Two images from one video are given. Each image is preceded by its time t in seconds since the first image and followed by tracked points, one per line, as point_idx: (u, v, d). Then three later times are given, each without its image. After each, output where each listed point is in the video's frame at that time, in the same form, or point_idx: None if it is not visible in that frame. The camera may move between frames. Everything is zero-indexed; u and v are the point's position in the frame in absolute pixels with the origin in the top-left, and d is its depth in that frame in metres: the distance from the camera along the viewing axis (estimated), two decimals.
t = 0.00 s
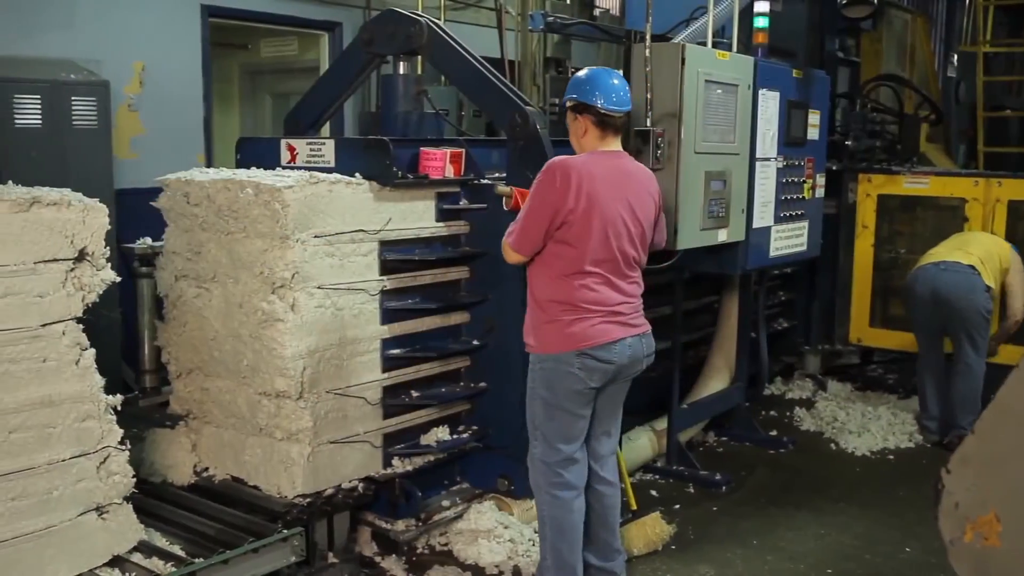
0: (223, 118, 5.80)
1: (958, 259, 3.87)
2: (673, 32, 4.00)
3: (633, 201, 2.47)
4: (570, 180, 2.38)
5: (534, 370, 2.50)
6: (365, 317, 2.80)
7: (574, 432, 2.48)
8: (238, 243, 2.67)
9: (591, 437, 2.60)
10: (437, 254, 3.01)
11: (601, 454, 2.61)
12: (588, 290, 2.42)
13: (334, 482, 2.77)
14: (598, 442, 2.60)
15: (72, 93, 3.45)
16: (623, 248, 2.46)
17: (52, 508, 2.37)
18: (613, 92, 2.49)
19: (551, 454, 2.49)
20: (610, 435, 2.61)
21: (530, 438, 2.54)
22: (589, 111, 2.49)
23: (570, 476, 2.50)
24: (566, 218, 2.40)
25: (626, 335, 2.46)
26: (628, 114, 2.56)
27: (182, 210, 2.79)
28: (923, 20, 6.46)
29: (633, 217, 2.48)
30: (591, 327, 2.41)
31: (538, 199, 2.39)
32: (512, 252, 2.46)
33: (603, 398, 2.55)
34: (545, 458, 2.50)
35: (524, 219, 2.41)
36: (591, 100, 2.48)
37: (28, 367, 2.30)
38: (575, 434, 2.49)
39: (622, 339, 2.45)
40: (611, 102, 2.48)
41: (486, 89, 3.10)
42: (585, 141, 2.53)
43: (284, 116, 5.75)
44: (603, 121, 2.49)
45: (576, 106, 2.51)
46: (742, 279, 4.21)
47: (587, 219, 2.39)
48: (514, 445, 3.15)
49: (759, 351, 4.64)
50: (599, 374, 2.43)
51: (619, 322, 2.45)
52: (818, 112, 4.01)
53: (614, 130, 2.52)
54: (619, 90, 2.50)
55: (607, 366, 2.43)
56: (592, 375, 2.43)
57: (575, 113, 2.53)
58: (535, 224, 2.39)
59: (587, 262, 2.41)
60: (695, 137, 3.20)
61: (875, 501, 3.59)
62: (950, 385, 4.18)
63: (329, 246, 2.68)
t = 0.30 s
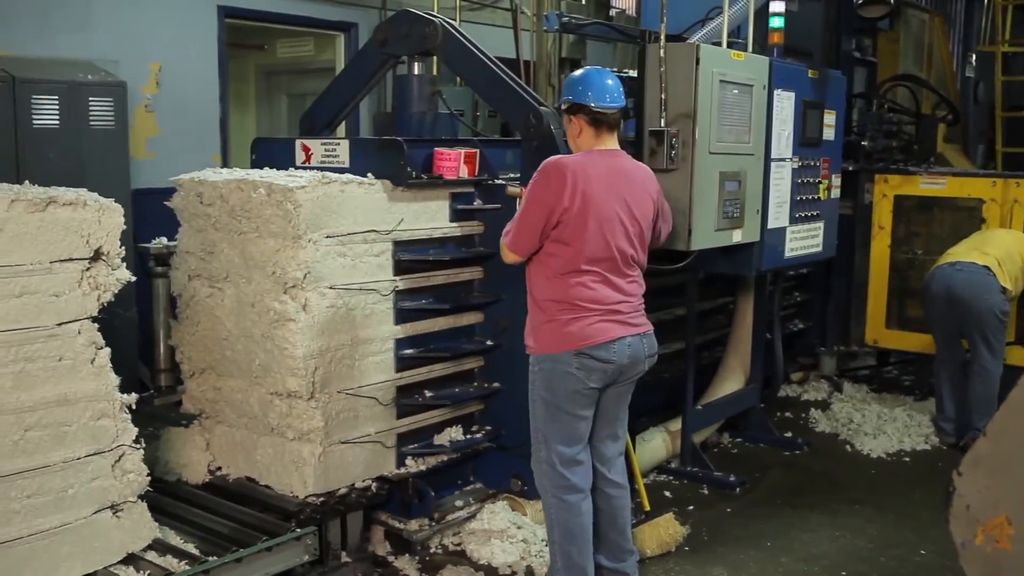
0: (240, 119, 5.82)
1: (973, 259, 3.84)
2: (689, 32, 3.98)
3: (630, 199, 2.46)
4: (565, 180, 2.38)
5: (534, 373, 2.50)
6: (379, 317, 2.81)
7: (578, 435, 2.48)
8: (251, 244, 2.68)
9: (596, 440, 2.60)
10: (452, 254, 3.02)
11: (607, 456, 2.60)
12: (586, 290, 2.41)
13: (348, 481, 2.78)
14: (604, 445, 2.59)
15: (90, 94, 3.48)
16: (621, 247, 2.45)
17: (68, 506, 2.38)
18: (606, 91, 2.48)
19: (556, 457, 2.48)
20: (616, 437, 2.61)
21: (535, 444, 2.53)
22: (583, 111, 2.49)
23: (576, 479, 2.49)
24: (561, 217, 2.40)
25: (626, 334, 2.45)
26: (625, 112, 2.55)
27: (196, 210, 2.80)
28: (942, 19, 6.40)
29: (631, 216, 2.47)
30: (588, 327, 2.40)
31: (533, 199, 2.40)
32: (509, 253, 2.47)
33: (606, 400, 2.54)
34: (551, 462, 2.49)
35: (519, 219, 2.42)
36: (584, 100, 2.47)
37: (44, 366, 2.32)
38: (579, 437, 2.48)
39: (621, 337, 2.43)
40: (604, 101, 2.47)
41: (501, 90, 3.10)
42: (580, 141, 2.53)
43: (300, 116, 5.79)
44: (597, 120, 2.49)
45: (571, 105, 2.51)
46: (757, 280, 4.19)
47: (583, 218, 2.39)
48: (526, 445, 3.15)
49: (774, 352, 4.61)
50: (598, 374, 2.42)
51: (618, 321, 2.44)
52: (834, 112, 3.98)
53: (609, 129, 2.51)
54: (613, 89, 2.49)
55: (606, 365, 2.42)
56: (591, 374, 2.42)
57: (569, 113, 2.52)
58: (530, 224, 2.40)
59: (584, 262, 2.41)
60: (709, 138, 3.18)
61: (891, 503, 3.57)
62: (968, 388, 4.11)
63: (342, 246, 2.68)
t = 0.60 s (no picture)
0: (255, 119, 5.85)
1: (987, 261, 3.80)
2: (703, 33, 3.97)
3: (633, 197, 2.46)
4: (567, 178, 2.38)
5: (543, 375, 2.50)
6: (392, 317, 2.81)
7: (589, 435, 2.47)
8: (245, 244, 2.66)
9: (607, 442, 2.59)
10: (467, 255, 3.02)
11: (618, 457, 2.60)
12: (592, 288, 2.41)
13: (361, 482, 2.79)
14: (615, 446, 2.59)
15: (106, 95, 3.51)
16: (626, 245, 2.44)
17: (81, 504, 2.39)
18: (613, 93, 2.48)
19: (568, 459, 2.47)
20: (628, 438, 2.60)
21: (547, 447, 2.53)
22: (589, 112, 2.48)
23: (588, 480, 2.49)
24: (564, 216, 2.40)
25: (635, 333, 2.44)
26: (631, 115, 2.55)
27: (192, 211, 2.79)
28: (959, 19, 6.32)
29: (635, 213, 2.47)
30: (596, 326, 2.40)
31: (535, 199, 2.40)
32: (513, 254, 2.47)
33: (617, 400, 2.54)
34: (562, 464, 2.48)
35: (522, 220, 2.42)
36: (591, 101, 2.47)
37: (59, 364, 2.33)
38: (591, 437, 2.48)
39: (630, 336, 2.43)
40: (611, 103, 2.47)
41: (514, 90, 3.10)
42: (586, 143, 2.53)
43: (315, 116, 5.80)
44: (604, 122, 2.48)
45: (577, 107, 2.51)
46: (771, 281, 4.16)
47: (586, 217, 2.39)
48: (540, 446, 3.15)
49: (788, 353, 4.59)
50: (608, 373, 2.42)
51: (626, 319, 2.43)
52: (849, 113, 3.96)
53: (616, 132, 2.51)
54: (620, 91, 2.49)
55: (615, 365, 2.41)
56: (601, 373, 2.41)
57: (576, 115, 2.52)
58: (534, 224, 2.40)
59: (589, 260, 2.40)
60: (723, 138, 3.16)
61: (905, 505, 3.54)
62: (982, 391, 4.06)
63: (338, 247, 2.65)
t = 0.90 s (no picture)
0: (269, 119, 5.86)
1: (1009, 264, 3.73)
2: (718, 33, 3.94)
3: (640, 191, 2.45)
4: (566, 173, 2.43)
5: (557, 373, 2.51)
6: (406, 317, 2.82)
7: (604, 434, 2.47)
8: (241, 246, 2.62)
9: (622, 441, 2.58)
10: (481, 255, 3.01)
11: (632, 456, 2.59)
12: (596, 282, 2.41)
13: (373, 481, 2.79)
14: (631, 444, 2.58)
15: (122, 96, 3.53)
16: (632, 239, 2.43)
17: (95, 502, 2.40)
18: (625, 98, 2.48)
19: (584, 457, 2.47)
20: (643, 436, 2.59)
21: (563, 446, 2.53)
22: (601, 116, 2.48)
23: (604, 479, 2.48)
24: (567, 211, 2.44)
25: (643, 327, 2.42)
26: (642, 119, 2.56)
27: (188, 212, 2.75)
28: (976, 19, 6.25)
29: (642, 207, 2.45)
30: (602, 319, 2.40)
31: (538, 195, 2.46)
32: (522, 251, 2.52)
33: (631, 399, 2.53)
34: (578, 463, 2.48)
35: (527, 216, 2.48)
36: (603, 105, 2.47)
37: (73, 363, 2.34)
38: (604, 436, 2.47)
39: (640, 331, 2.41)
40: (623, 108, 2.47)
41: (527, 91, 3.09)
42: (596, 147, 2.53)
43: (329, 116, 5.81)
44: (616, 127, 2.49)
45: (589, 110, 2.51)
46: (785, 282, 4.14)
47: (587, 210, 2.41)
48: (552, 446, 3.14)
49: (801, 355, 4.56)
50: (618, 367, 2.41)
51: (634, 313, 2.42)
52: (863, 113, 3.93)
53: (627, 136, 2.52)
54: (631, 95, 2.50)
55: (625, 360, 2.41)
56: (612, 368, 2.41)
57: (587, 118, 2.52)
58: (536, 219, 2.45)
59: (592, 254, 2.42)
60: (736, 139, 3.14)
61: (919, 507, 3.51)
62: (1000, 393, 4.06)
63: (335, 248, 2.60)
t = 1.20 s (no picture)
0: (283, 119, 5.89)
1: None
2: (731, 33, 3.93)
3: (648, 189, 2.45)
4: (574, 173, 2.45)
5: (563, 368, 2.50)
6: (418, 316, 2.82)
7: (609, 431, 2.46)
8: (241, 247, 2.62)
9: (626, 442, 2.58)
10: (493, 256, 3.01)
11: (639, 456, 2.58)
12: (602, 279, 2.42)
13: (386, 480, 2.79)
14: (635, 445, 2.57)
15: (137, 96, 3.55)
16: (640, 237, 2.43)
17: (108, 500, 2.41)
18: (639, 100, 2.49)
19: (587, 457, 2.46)
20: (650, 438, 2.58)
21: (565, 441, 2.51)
22: (617, 120, 2.48)
23: (606, 480, 2.47)
24: (574, 210, 2.46)
25: (650, 326, 2.42)
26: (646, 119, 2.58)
27: (188, 214, 2.75)
28: (992, 19, 6.22)
29: (650, 206, 2.44)
30: (608, 317, 2.39)
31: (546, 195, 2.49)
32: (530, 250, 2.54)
33: (638, 399, 2.52)
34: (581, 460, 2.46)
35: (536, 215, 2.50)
36: (619, 109, 2.46)
37: (87, 362, 2.35)
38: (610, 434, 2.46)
39: (647, 329, 2.41)
40: (638, 110, 2.48)
41: (539, 91, 3.09)
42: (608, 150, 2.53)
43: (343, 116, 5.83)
44: (629, 130, 2.50)
45: (603, 114, 2.48)
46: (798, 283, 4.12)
47: (593, 209, 2.42)
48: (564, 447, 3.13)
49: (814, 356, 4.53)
50: (625, 364, 2.40)
51: (641, 312, 2.41)
52: (877, 113, 3.90)
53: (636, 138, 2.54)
54: (642, 96, 2.50)
55: (632, 358, 2.40)
56: (618, 365, 2.40)
57: (600, 122, 2.50)
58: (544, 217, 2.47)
59: (599, 252, 2.42)
60: (749, 140, 3.13)
61: (934, 509, 3.49)
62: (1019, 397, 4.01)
63: (336, 249, 2.59)
